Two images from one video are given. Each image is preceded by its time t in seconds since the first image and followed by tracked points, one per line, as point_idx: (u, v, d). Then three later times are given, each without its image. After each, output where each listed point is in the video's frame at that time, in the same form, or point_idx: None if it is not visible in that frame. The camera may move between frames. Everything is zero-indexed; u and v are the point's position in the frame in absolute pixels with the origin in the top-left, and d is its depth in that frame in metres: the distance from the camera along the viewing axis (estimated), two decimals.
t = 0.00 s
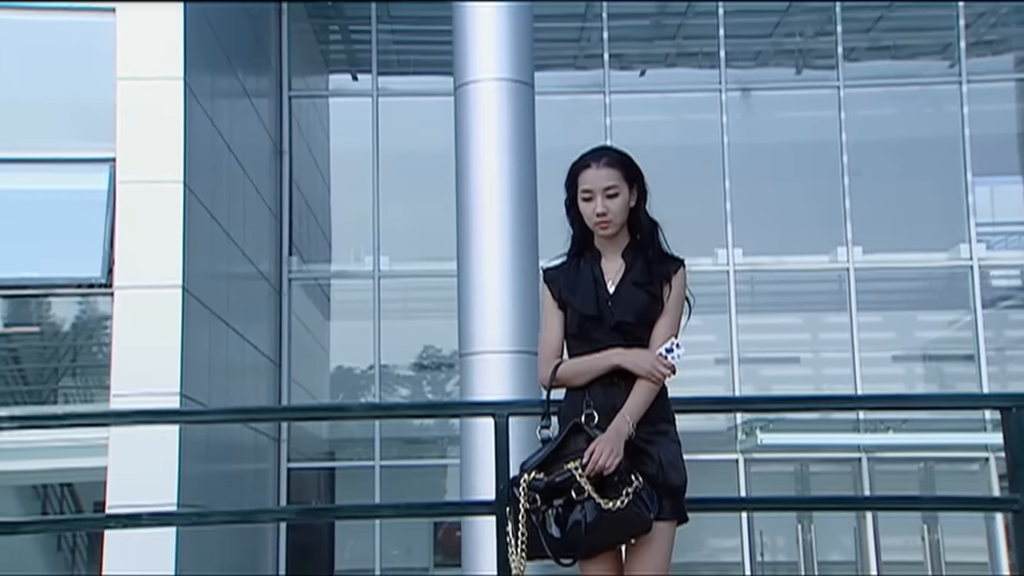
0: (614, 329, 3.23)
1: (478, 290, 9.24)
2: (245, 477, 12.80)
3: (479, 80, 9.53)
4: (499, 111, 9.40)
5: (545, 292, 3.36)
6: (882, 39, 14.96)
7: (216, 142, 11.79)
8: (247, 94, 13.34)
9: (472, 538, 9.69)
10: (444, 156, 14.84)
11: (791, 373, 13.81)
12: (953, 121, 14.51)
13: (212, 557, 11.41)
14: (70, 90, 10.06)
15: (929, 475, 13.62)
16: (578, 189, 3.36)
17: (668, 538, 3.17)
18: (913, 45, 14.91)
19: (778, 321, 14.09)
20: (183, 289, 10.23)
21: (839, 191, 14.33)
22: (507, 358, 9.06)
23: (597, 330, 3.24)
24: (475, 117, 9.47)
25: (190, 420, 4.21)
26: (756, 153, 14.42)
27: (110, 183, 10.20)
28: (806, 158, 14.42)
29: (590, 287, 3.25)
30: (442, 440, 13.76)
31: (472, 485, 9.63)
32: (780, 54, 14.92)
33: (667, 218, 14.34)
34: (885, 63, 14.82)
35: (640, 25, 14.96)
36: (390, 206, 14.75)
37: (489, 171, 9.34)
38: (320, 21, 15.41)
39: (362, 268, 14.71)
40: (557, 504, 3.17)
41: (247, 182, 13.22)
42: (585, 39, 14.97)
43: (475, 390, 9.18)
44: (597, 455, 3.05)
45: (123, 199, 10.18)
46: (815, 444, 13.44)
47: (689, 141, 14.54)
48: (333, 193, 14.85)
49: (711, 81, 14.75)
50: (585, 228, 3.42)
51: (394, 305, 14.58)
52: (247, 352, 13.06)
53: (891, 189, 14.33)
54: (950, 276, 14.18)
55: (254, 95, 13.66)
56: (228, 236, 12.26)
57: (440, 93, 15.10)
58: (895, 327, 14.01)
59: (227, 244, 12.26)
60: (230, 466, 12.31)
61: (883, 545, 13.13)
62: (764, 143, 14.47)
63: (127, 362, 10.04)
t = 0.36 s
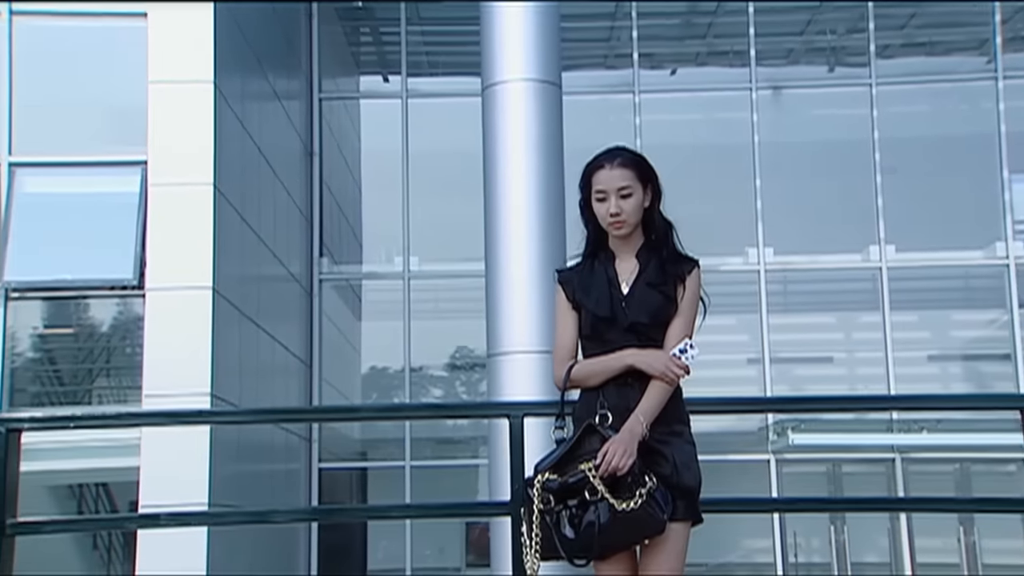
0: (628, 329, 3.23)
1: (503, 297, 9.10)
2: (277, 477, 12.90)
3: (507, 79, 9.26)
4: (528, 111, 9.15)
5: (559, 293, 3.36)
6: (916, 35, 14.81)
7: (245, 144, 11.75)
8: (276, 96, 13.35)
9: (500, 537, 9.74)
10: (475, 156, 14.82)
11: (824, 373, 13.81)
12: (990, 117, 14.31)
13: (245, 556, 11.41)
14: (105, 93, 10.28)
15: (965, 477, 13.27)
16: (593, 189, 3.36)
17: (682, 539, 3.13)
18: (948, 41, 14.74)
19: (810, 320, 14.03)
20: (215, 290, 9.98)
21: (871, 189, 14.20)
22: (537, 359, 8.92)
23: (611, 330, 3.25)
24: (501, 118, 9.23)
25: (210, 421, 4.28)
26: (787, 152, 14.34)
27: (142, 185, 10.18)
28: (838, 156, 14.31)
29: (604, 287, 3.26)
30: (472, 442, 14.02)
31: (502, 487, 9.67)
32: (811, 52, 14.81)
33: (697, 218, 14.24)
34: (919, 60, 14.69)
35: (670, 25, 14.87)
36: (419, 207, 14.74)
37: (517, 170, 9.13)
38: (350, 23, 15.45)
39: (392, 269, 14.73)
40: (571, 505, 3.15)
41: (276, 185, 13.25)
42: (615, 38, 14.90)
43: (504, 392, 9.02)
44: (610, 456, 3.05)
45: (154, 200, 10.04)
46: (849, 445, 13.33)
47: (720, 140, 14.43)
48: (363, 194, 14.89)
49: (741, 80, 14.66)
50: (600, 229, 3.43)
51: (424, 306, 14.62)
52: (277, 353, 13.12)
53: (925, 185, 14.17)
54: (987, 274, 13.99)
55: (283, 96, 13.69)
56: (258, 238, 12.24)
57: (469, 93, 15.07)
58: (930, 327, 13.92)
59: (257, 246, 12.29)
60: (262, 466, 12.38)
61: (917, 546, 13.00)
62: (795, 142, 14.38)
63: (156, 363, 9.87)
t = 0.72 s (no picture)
0: (641, 329, 3.24)
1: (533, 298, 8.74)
2: (306, 477, 12.91)
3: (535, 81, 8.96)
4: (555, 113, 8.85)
5: (573, 293, 3.38)
6: (951, 30, 14.65)
7: (275, 146, 11.76)
8: (306, 98, 13.41)
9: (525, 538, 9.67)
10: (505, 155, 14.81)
11: (860, 373, 13.54)
12: None
13: (276, 555, 11.43)
14: (132, 95, 10.30)
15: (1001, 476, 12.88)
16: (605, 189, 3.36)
17: (696, 539, 3.14)
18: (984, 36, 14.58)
19: (843, 318, 13.88)
20: (244, 292, 10.02)
21: (904, 186, 14.09)
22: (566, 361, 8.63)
23: (624, 331, 3.26)
24: (528, 116, 8.90)
25: (225, 422, 4.30)
26: (818, 149, 14.22)
27: (172, 187, 10.22)
28: (869, 152, 14.18)
29: (617, 288, 3.27)
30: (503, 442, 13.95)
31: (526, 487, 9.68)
32: (844, 48, 14.71)
33: (726, 217, 14.13)
34: (955, 55, 14.55)
35: (701, 22, 14.81)
36: (447, 206, 14.76)
37: (543, 171, 8.84)
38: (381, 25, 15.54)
39: (422, 269, 14.74)
40: (584, 505, 3.17)
41: (306, 186, 13.28)
42: (644, 37, 14.85)
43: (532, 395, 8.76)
44: (622, 456, 3.05)
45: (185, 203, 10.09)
46: (884, 444, 13.15)
47: (750, 138, 14.36)
48: (394, 195, 14.94)
49: (771, 77, 14.59)
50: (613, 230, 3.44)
51: (453, 306, 14.56)
52: (308, 353, 13.17)
53: (960, 180, 14.02)
54: None
55: (313, 98, 13.71)
56: (288, 239, 12.28)
57: (498, 93, 15.09)
58: (966, 325, 13.65)
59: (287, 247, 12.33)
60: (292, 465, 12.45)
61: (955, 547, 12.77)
62: (827, 138, 14.28)
63: (186, 363, 9.98)
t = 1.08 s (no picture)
0: (656, 330, 3.23)
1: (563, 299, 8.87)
2: (338, 477, 12.91)
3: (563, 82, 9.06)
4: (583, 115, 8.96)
5: (588, 294, 3.36)
6: (988, 25, 14.49)
7: (306, 148, 11.80)
8: (337, 100, 13.39)
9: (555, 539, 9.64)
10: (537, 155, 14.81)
11: (895, 371, 13.40)
12: None
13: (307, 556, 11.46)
14: (162, 99, 10.38)
15: None
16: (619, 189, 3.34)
17: (711, 540, 3.12)
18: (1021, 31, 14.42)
19: (878, 317, 13.70)
20: (275, 292, 10.00)
21: (940, 183, 13.94)
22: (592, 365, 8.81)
23: (639, 331, 3.25)
24: (556, 118, 9.01)
25: (250, 421, 4.40)
26: (852, 147, 14.10)
27: (204, 191, 10.29)
28: (905, 149, 14.02)
29: (631, 288, 3.25)
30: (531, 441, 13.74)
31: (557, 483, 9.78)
32: (878, 44, 14.61)
33: (759, 216, 14.04)
34: (993, 49, 14.38)
35: (734, 20, 14.70)
36: (478, 204, 14.82)
37: (571, 173, 8.95)
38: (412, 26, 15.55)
39: (453, 270, 14.74)
40: (597, 506, 3.14)
41: (337, 188, 13.28)
42: (676, 35, 14.80)
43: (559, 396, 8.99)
44: (636, 456, 3.04)
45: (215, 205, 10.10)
46: (919, 444, 12.94)
47: (781, 136, 14.20)
48: (425, 196, 14.93)
49: (803, 75, 14.47)
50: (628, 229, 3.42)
51: (484, 305, 14.61)
52: (340, 354, 13.16)
53: (997, 178, 13.89)
54: None
55: (344, 100, 13.73)
56: (319, 240, 12.31)
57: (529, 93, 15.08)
58: (1005, 323, 13.53)
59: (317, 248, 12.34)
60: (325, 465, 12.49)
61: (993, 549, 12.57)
62: (862, 136, 14.11)
63: (220, 364, 9.90)
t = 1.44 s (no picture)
0: (671, 331, 3.10)
1: (588, 291, 9.09)
2: (369, 478, 12.91)
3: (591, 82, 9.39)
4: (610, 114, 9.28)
5: (603, 295, 3.24)
6: None
7: (337, 152, 11.85)
8: (368, 103, 13.40)
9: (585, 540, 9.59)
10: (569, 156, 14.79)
11: (932, 371, 13.16)
12: None
13: (339, 557, 11.45)
14: (192, 102, 10.42)
15: None
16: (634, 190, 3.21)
17: (726, 541, 3.00)
18: None
19: (914, 317, 13.54)
20: (305, 294, 10.03)
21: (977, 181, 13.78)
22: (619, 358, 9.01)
23: (654, 332, 3.11)
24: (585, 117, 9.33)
25: (266, 424, 4.43)
26: (887, 145, 13.95)
27: (234, 194, 10.32)
28: (941, 147, 13.87)
29: (646, 290, 3.12)
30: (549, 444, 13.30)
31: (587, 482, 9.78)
32: (914, 41, 14.42)
33: (792, 216, 13.89)
34: None
35: (768, 19, 14.63)
36: (508, 207, 14.76)
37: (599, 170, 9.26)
38: (443, 28, 15.57)
39: (484, 271, 14.70)
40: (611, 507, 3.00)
41: (368, 190, 13.30)
42: (708, 34, 14.70)
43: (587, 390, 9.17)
44: (650, 457, 2.90)
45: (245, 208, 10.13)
46: (960, 444, 12.67)
47: (815, 134, 14.10)
48: (456, 198, 14.92)
49: (836, 73, 14.35)
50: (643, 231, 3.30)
51: (516, 307, 14.58)
52: (371, 356, 13.17)
53: None
54: None
55: (375, 103, 13.75)
56: (349, 242, 12.33)
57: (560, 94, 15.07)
58: None
59: (348, 249, 12.34)
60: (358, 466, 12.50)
61: None
62: (897, 134, 13.98)
63: (253, 367, 9.94)
